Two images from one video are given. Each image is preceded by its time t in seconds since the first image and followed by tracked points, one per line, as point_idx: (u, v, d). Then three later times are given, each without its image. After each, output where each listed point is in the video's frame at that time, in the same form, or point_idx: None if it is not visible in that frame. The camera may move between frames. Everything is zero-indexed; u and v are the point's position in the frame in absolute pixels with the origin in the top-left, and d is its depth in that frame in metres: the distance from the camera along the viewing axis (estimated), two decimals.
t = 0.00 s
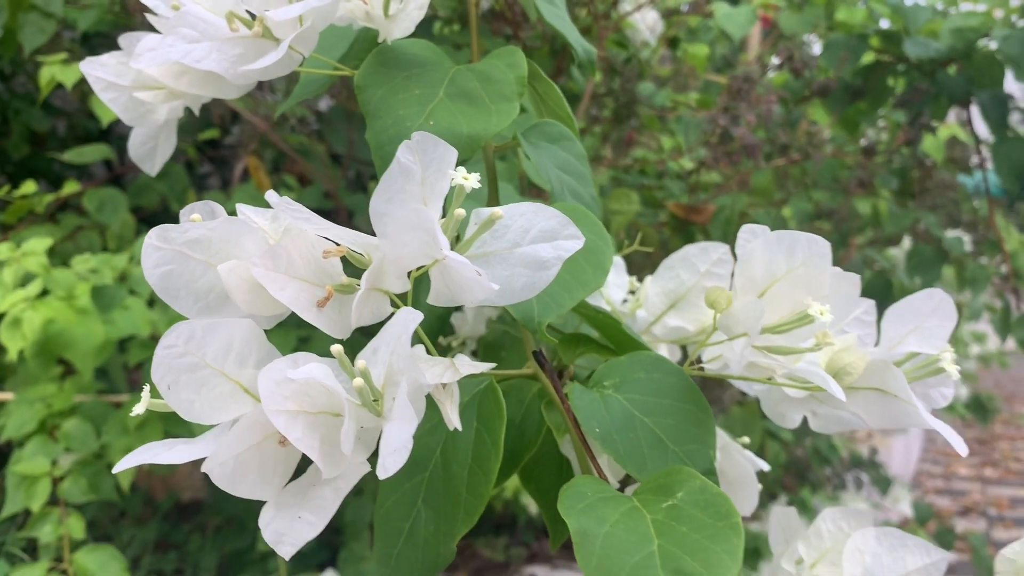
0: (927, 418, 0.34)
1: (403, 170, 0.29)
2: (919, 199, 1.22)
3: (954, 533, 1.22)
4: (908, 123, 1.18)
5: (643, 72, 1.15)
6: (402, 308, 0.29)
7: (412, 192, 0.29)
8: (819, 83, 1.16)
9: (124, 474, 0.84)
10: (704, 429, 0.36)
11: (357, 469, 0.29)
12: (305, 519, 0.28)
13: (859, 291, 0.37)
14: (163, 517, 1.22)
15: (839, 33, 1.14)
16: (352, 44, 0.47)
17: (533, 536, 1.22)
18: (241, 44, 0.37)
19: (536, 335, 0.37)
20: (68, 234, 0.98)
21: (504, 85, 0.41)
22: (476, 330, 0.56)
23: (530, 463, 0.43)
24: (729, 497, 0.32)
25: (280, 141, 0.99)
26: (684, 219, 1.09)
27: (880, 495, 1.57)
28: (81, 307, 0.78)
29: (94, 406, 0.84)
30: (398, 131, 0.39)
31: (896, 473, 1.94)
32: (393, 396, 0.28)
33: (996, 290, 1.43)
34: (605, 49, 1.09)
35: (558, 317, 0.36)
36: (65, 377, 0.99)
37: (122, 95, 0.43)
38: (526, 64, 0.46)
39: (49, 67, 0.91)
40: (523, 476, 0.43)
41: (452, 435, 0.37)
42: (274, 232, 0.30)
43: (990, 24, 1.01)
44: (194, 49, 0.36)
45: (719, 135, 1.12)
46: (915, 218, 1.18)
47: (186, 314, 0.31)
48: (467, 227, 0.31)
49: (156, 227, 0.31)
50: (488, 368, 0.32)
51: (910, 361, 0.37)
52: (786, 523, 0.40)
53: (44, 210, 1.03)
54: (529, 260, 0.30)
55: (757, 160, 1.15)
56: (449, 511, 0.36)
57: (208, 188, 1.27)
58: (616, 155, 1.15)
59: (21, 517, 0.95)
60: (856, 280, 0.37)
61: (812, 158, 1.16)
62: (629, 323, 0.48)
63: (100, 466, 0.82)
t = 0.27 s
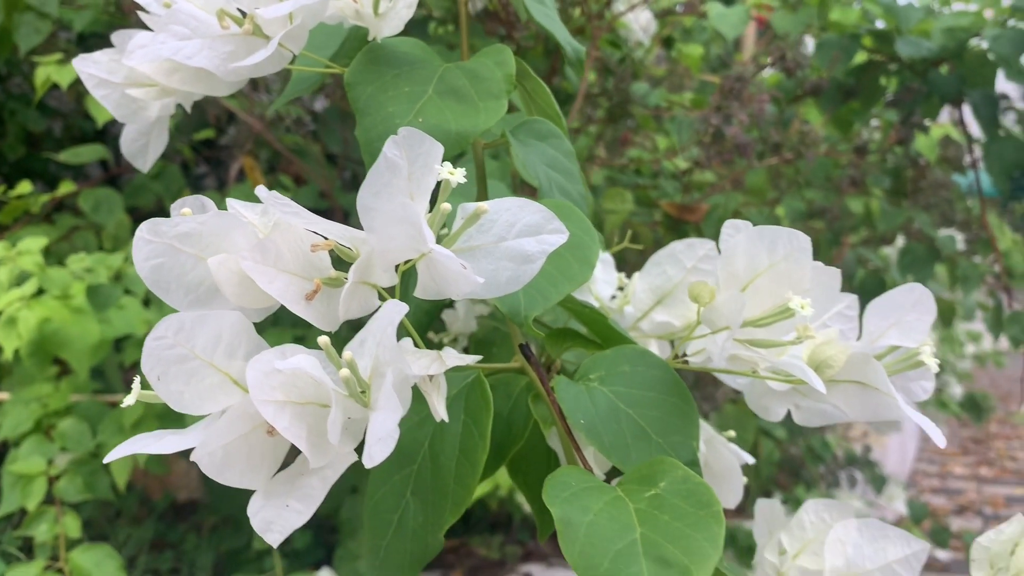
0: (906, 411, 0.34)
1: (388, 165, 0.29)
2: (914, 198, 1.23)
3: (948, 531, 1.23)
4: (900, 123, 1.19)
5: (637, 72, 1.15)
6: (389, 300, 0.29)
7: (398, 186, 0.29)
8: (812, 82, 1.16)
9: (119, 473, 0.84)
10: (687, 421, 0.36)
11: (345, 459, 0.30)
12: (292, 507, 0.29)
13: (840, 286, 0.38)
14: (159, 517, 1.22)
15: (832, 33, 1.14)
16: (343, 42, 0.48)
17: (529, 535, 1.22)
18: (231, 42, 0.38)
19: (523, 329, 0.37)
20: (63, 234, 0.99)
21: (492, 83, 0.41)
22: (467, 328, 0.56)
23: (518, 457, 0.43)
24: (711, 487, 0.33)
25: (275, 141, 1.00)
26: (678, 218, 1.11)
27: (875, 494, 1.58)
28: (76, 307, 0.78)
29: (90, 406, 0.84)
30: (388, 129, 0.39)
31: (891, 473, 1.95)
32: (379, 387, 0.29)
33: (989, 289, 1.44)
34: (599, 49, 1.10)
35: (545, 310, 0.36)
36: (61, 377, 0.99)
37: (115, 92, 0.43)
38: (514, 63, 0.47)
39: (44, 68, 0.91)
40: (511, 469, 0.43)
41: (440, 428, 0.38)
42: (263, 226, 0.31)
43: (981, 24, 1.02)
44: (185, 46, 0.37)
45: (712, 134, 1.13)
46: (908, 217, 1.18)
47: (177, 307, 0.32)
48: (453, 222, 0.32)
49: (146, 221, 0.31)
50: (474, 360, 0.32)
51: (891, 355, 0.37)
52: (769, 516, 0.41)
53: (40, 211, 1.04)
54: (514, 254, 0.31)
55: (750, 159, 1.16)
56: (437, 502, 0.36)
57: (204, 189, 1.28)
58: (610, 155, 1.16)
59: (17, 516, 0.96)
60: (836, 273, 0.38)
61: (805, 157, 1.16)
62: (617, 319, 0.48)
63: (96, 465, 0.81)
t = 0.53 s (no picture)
0: (886, 402, 0.34)
1: (376, 159, 0.30)
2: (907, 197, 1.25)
3: (942, 528, 1.24)
4: (893, 121, 1.20)
5: (631, 71, 1.16)
6: (377, 292, 0.30)
7: (385, 179, 0.30)
8: (805, 82, 1.17)
9: (115, 471, 0.84)
10: (672, 413, 0.37)
11: (333, 448, 0.30)
12: (281, 495, 0.29)
13: (823, 280, 0.38)
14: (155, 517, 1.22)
15: (825, 32, 1.15)
16: (334, 40, 0.48)
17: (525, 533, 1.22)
18: (222, 38, 0.38)
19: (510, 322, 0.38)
20: (59, 233, 0.99)
21: (481, 80, 0.41)
22: (459, 323, 0.57)
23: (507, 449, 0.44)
24: (694, 477, 0.33)
25: (271, 139, 1.00)
26: (672, 216, 1.12)
27: (870, 492, 1.59)
28: (71, 305, 0.78)
29: (86, 405, 0.85)
30: (377, 125, 0.40)
31: (887, 471, 1.96)
32: (367, 377, 0.29)
33: (982, 287, 1.45)
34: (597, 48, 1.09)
35: (532, 303, 0.37)
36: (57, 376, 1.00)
37: (108, 88, 0.44)
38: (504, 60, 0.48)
39: (39, 67, 0.91)
40: (500, 462, 0.44)
41: (428, 420, 0.38)
42: (252, 219, 0.31)
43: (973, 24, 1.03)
44: (177, 43, 0.37)
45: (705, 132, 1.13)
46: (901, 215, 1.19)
47: (167, 300, 0.32)
48: (440, 215, 0.32)
49: (138, 213, 0.32)
50: (461, 352, 0.33)
51: (873, 348, 0.38)
52: (754, 507, 0.42)
53: (35, 210, 1.04)
54: (500, 246, 0.31)
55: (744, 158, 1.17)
56: (424, 493, 0.37)
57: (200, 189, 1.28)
58: (605, 155, 1.16)
59: (13, 515, 0.96)
60: (818, 266, 0.38)
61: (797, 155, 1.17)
62: (605, 314, 0.49)
63: (91, 464, 0.83)
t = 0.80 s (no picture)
0: (867, 395, 0.35)
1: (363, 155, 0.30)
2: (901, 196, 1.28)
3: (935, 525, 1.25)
4: (885, 121, 1.20)
5: (625, 71, 1.17)
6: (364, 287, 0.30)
7: (372, 175, 0.30)
8: (798, 82, 1.18)
9: (110, 470, 0.85)
10: (658, 407, 0.37)
11: (321, 441, 0.30)
12: (269, 487, 0.30)
13: (806, 276, 0.38)
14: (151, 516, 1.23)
15: (818, 32, 1.16)
16: (325, 39, 0.49)
17: (520, 532, 1.23)
18: (213, 37, 0.39)
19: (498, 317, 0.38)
20: (55, 234, 1.00)
21: (470, 78, 0.42)
22: (450, 321, 0.57)
23: (496, 445, 0.44)
24: (678, 469, 0.33)
25: (266, 139, 1.01)
26: (665, 216, 1.12)
27: (864, 490, 1.60)
28: (67, 305, 0.79)
29: (81, 405, 0.85)
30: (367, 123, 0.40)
31: (881, 470, 1.97)
32: (354, 370, 0.30)
33: (975, 286, 1.46)
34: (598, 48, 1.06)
35: (520, 299, 0.37)
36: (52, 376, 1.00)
37: (101, 87, 0.44)
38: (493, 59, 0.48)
39: (35, 68, 0.92)
40: (490, 456, 0.44)
41: (418, 415, 0.39)
42: (242, 216, 0.32)
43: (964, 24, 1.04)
44: (169, 42, 0.38)
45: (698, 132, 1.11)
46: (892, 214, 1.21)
47: (158, 295, 0.33)
48: (428, 211, 0.33)
49: (129, 210, 0.32)
50: (449, 347, 0.33)
51: (856, 343, 0.38)
52: (739, 501, 0.42)
53: (31, 211, 1.05)
54: (486, 242, 0.32)
55: (737, 158, 1.17)
56: (413, 486, 0.37)
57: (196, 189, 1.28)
58: (599, 155, 1.17)
59: (9, 514, 0.96)
60: (801, 263, 0.38)
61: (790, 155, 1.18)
62: (595, 311, 0.49)
63: (87, 464, 0.84)
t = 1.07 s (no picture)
0: (854, 390, 0.36)
1: (356, 154, 0.30)
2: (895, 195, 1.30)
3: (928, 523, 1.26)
4: (879, 121, 1.21)
5: (620, 72, 1.17)
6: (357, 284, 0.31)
7: (365, 175, 0.31)
8: (792, 82, 1.19)
9: (107, 470, 0.85)
10: (648, 403, 0.38)
11: (315, 436, 0.31)
12: (264, 482, 0.30)
13: (793, 274, 0.39)
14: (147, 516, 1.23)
15: (812, 32, 1.16)
16: (320, 39, 0.49)
17: (517, 531, 1.23)
18: (209, 38, 0.39)
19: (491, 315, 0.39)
20: (51, 234, 1.00)
21: (463, 78, 0.42)
22: (446, 320, 0.57)
23: (491, 442, 0.45)
24: (668, 464, 0.34)
25: (262, 139, 1.01)
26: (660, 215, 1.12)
27: (859, 489, 1.60)
28: (64, 305, 0.79)
29: (78, 405, 0.86)
30: (361, 123, 0.40)
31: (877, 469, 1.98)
32: (347, 366, 0.30)
33: (968, 285, 1.47)
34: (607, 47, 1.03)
35: (512, 297, 0.38)
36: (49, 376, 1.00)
37: (97, 88, 0.44)
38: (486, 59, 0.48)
39: (31, 68, 0.92)
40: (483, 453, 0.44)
41: (411, 411, 0.39)
42: (237, 215, 0.32)
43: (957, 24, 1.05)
44: (164, 43, 0.38)
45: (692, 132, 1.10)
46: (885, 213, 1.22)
47: (154, 293, 0.33)
48: (420, 210, 0.33)
49: (125, 208, 0.33)
50: (442, 344, 0.34)
51: (844, 339, 0.39)
52: (730, 496, 0.42)
53: (27, 211, 1.05)
54: (478, 240, 0.32)
55: (732, 158, 1.18)
56: (407, 481, 0.38)
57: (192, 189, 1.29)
58: (595, 155, 1.18)
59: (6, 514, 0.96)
60: (788, 260, 0.38)
61: (784, 155, 1.18)
62: (588, 310, 0.49)
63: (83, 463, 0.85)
